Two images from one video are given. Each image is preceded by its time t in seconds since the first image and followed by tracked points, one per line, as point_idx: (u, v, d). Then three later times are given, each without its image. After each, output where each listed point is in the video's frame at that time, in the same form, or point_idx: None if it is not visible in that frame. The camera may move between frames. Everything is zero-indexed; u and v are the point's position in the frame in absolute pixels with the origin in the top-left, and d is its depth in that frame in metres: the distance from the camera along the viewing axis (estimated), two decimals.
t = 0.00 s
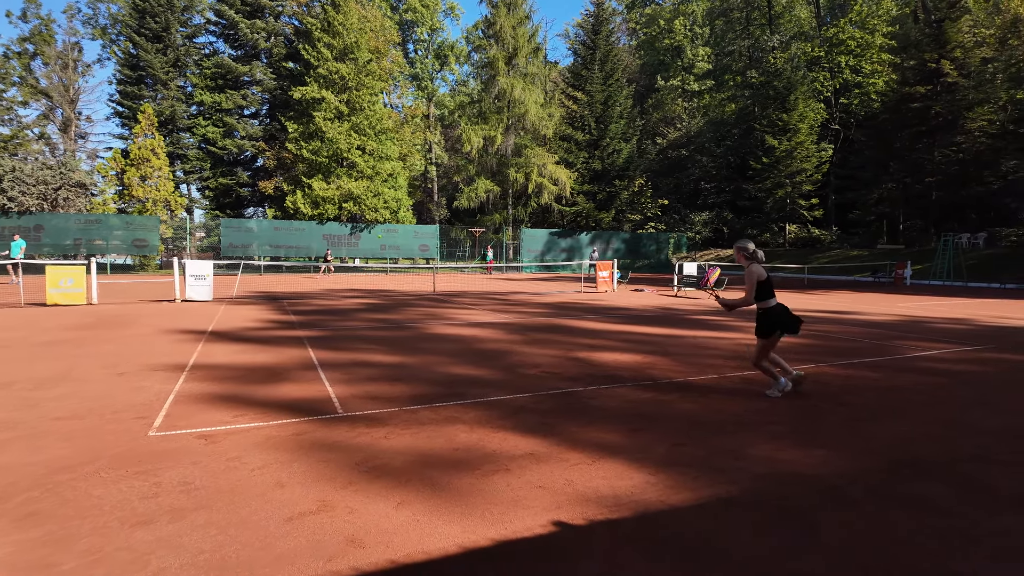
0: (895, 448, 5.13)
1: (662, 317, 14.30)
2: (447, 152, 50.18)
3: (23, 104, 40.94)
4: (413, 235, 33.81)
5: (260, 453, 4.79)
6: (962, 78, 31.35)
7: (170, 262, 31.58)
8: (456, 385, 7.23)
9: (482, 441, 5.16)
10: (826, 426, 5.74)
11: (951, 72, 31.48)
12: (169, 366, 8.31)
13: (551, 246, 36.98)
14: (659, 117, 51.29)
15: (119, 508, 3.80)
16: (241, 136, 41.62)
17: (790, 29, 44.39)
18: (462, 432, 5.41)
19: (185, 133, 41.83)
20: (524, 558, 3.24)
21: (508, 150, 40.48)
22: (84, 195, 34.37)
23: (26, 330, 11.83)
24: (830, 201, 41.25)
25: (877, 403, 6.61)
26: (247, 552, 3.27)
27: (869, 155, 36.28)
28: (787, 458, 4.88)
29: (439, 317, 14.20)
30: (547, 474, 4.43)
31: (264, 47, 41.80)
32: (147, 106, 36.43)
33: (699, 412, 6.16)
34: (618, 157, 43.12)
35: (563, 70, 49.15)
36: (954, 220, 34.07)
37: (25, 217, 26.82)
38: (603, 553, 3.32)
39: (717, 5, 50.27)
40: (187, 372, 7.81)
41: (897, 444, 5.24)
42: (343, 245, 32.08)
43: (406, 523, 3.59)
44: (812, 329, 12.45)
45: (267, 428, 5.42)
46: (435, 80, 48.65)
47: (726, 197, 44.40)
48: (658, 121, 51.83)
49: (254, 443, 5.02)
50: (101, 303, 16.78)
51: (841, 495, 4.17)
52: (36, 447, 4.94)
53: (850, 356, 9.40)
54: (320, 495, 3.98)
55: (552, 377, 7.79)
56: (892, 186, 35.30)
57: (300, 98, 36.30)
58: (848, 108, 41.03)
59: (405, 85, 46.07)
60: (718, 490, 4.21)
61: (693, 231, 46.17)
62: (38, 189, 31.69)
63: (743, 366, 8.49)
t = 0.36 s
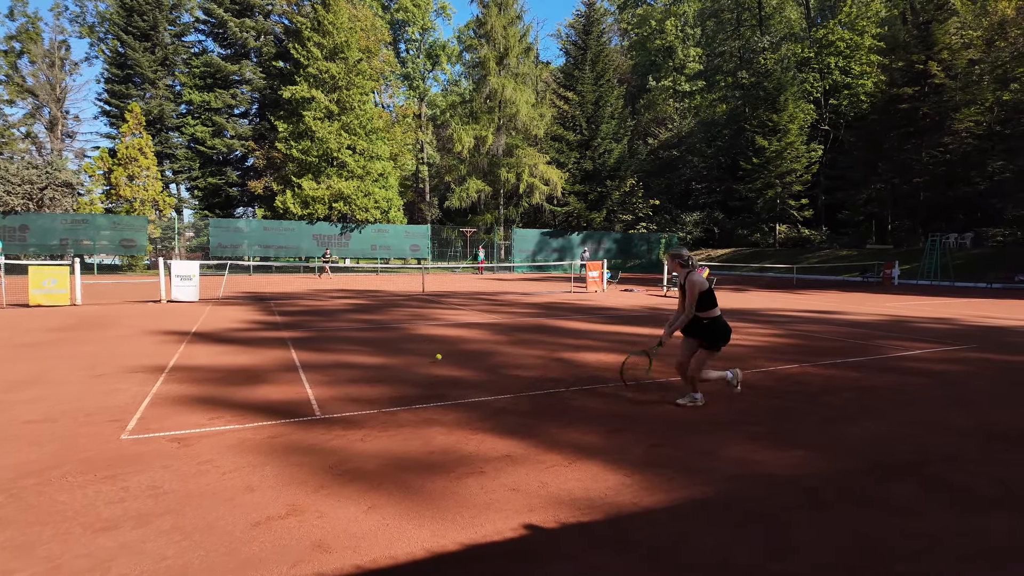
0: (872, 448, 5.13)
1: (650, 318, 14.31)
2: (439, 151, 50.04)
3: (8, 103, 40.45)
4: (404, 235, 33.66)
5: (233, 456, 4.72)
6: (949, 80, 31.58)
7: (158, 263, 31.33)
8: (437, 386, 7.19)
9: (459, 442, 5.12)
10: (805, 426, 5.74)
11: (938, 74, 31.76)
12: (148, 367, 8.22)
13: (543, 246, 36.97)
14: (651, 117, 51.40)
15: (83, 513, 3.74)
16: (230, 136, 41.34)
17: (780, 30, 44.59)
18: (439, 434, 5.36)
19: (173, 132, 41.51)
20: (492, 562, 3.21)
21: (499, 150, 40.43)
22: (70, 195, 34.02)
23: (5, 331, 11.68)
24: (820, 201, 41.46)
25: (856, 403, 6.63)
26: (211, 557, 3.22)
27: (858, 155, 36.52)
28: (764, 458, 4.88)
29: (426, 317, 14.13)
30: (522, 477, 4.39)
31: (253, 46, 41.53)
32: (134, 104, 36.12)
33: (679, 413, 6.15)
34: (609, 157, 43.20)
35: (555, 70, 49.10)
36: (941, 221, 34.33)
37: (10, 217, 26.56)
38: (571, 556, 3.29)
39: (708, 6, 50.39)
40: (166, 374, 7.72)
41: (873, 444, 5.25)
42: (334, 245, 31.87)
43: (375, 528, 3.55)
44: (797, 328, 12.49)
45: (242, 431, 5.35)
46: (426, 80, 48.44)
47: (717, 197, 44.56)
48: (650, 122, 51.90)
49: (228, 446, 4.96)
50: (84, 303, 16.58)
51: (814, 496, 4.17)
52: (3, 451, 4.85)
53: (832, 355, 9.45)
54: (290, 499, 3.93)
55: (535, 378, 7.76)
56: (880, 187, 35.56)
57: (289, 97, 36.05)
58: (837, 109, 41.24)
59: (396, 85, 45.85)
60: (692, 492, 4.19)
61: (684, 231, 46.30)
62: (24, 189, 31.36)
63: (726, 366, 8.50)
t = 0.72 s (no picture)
0: (867, 449, 5.11)
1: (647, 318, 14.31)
2: (438, 151, 49.98)
3: (6, 102, 40.38)
4: (403, 235, 33.61)
5: (226, 457, 4.70)
6: (947, 81, 31.60)
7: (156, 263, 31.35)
8: (433, 387, 7.17)
9: (453, 443, 5.10)
10: (801, 427, 5.73)
11: (936, 74, 31.77)
12: (143, 367, 8.20)
13: (541, 246, 36.96)
14: (650, 117, 51.37)
15: (73, 514, 3.71)
16: (229, 136, 41.33)
17: (779, 30, 44.56)
18: (434, 434, 5.34)
19: (172, 132, 41.42)
20: (483, 563, 3.20)
21: (498, 150, 40.40)
22: (68, 194, 34.00)
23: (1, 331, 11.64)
24: (819, 202, 41.44)
25: (852, 403, 6.63)
26: (201, 558, 3.19)
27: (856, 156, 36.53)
28: (758, 459, 4.87)
29: (424, 317, 14.11)
30: (516, 477, 4.37)
31: (252, 45, 41.47)
32: (133, 104, 36.08)
33: (675, 413, 6.13)
34: (608, 157, 43.20)
35: (554, 70, 49.08)
36: (940, 221, 34.35)
37: (7, 216, 26.51)
38: (562, 558, 3.27)
39: (708, 7, 50.35)
40: (161, 374, 7.71)
41: (868, 444, 5.24)
42: (332, 245, 31.83)
43: (367, 528, 3.53)
44: (795, 329, 12.49)
45: (236, 431, 5.33)
46: (426, 80, 48.39)
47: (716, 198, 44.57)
48: (649, 122, 51.86)
49: (221, 446, 4.94)
50: (81, 303, 16.55)
51: (807, 497, 4.17)
52: None
53: (829, 356, 9.46)
54: (283, 500, 3.91)
55: (531, 378, 7.75)
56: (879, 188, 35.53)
57: (288, 97, 36.04)
58: (836, 109, 41.23)
59: (394, 85, 45.81)
60: (686, 493, 4.18)
61: (682, 231, 46.34)
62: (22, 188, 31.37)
63: (723, 367, 8.48)
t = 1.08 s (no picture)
0: (876, 449, 5.13)
1: (652, 318, 14.34)
2: (441, 151, 50.01)
3: (11, 102, 40.49)
4: (406, 235, 33.65)
5: (242, 454, 4.73)
6: (952, 81, 31.53)
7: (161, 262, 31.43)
8: (441, 386, 7.20)
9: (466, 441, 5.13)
10: (809, 427, 5.74)
11: (940, 75, 31.68)
12: (152, 365, 8.24)
13: (544, 246, 37.00)
14: (653, 118, 51.40)
15: (92, 510, 3.74)
16: (232, 135, 41.43)
17: (782, 31, 44.50)
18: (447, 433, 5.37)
19: (176, 131, 41.46)
20: (500, 559, 3.22)
21: (501, 150, 40.41)
22: (73, 193, 34.13)
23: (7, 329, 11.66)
24: (823, 202, 41.41)
25: (860, 403, 6.64)
26: (222, 554, 3.22)
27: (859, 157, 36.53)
28: (768, 458, 4.89)
29: (430, 317, 14.15)
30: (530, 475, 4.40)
31: (255, 45, 41.52)
32: (137, 104, 36.15)
33: (684, 413, 6.15)
34: (612, 157, 43.20)
35: (557, 70, 49.10)
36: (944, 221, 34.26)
37: (12, 215, 26.56)
38: (578, 555, 3.30)
39: (711, 7, 50.32)
40: (171, 372, 7.74)
41: (877, 444, 5.25)
42: (336, 245, 31.91)
43: (385, 525, 3.56)
44: (800, 329, 12.49)
45: (250, 429, 5.36)
46: (429, 80, 48.46)
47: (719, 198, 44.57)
48: (652, 122, 51.89)
49: (236, 443, 4.97)
50: (88, 301, 16.61)
51: (818, 496, 4.18)
52: (10, 448, 4.86)
53: (835, 355, 9.50)
54: (300, 497, 3.94)
55: (539, 378, 7.77)
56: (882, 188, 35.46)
57: (292, 97, 36.10)
58: (840, 110, 41.24)
59: (398, 85, 45.88)
60: (698, 492, 4.20)
61: (685, 232, 46.36)
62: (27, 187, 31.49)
63: (730, 367, 8.50)
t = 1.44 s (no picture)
0: (897, 447, 5.17)
1: (661, 317, 14.39)
2: (445, 151, 50.08)
3: (20, 102, 40.71)
4: (412, 235, 33.68)
5: (272, 449, 4.81)
6: (958, 81, 31.48)
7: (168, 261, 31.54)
8: (460, 383, 7.28)
9: (490, 437, 5.20)
10: (828, 424, 5.80)
11: (947, 75, 31.59)
12: (172, 363, 8.32)
13: (549, 246, 37.02)
14: (657, 117, 51.47)
15: (132, 502, 3.82)
16: (239, 135, 41.60)
17: (787, 31, 44.44)
18: (470, 429, 5.45)
19: (182, 131, 41.62)
20: (538, 553, 3.28)
21: (507, 149, 40.47)
22: (81, 193, 34.36)
23: (24, 327, 11.77)
24: (828, 202, 41.35)
25: (876, 402, 6.69)
26: (266, 545, 3.30)
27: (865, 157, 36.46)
28: (791, 455, 4.94)
29: (441, 316, 14.22)
30: (557, 471, 4.46)
31: (262, 45, 41.67)
32: (145, 104, 36.30)
33: (703, 410, 6.21)
34: (617, 157, 43.18)
35: (561, 70, 49.13)
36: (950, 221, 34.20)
37: (21, 214, 26.69)
38: (613, 549, 3.35)
39: (716, 7, 50.29)
40: (192, 369, 7.83)
41: (897, 442, 5.30)
42: (342, 244, 32.01)
43: (421, 518, 3.63)
44: (811, 329, 12.53)
45: (276, 425, 5.44)
46: (433, 80, 48.56)
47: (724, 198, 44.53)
48: (656, 122, 51.92)
49: (264, 439, 5.05)
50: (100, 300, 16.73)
51: (842, 493, 4.24)
52: (43, 443, 4.93)
53: (847, 355, 9.55)
54: (333, 490, 4.01)
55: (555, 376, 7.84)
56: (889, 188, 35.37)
57: (298, 97, 36.28)
58: (845, 110, 41.20)
59: (403, 85, 46.00)
60: (724, 487, 4.26)
61: (690, 232, 46.38)
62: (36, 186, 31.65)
63: (745, 366, 8.56)
